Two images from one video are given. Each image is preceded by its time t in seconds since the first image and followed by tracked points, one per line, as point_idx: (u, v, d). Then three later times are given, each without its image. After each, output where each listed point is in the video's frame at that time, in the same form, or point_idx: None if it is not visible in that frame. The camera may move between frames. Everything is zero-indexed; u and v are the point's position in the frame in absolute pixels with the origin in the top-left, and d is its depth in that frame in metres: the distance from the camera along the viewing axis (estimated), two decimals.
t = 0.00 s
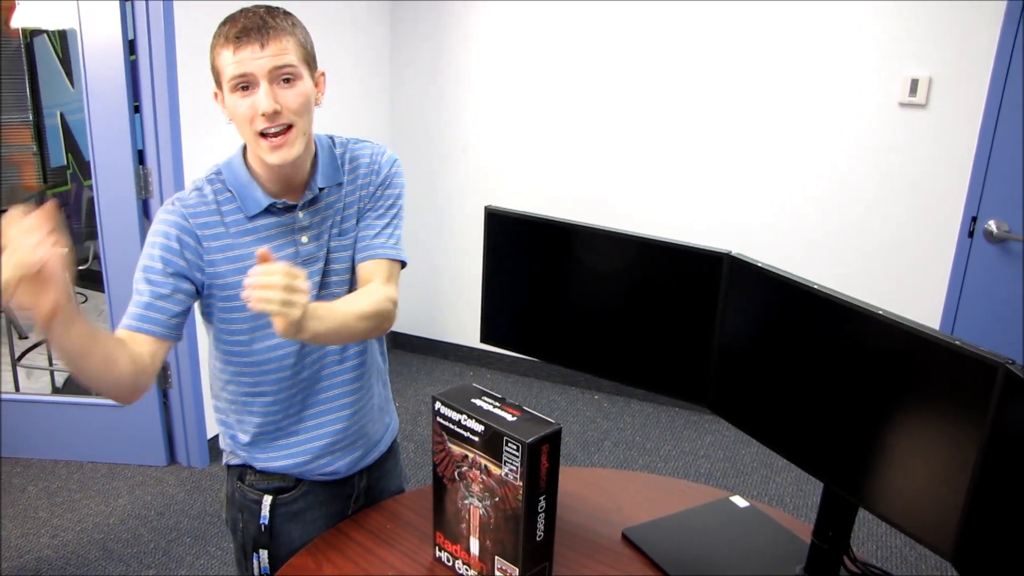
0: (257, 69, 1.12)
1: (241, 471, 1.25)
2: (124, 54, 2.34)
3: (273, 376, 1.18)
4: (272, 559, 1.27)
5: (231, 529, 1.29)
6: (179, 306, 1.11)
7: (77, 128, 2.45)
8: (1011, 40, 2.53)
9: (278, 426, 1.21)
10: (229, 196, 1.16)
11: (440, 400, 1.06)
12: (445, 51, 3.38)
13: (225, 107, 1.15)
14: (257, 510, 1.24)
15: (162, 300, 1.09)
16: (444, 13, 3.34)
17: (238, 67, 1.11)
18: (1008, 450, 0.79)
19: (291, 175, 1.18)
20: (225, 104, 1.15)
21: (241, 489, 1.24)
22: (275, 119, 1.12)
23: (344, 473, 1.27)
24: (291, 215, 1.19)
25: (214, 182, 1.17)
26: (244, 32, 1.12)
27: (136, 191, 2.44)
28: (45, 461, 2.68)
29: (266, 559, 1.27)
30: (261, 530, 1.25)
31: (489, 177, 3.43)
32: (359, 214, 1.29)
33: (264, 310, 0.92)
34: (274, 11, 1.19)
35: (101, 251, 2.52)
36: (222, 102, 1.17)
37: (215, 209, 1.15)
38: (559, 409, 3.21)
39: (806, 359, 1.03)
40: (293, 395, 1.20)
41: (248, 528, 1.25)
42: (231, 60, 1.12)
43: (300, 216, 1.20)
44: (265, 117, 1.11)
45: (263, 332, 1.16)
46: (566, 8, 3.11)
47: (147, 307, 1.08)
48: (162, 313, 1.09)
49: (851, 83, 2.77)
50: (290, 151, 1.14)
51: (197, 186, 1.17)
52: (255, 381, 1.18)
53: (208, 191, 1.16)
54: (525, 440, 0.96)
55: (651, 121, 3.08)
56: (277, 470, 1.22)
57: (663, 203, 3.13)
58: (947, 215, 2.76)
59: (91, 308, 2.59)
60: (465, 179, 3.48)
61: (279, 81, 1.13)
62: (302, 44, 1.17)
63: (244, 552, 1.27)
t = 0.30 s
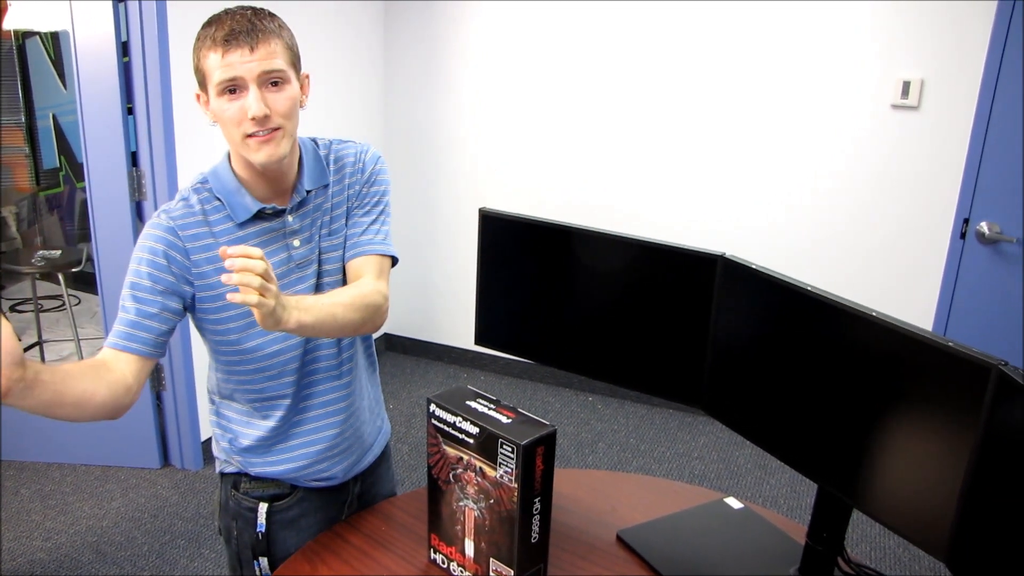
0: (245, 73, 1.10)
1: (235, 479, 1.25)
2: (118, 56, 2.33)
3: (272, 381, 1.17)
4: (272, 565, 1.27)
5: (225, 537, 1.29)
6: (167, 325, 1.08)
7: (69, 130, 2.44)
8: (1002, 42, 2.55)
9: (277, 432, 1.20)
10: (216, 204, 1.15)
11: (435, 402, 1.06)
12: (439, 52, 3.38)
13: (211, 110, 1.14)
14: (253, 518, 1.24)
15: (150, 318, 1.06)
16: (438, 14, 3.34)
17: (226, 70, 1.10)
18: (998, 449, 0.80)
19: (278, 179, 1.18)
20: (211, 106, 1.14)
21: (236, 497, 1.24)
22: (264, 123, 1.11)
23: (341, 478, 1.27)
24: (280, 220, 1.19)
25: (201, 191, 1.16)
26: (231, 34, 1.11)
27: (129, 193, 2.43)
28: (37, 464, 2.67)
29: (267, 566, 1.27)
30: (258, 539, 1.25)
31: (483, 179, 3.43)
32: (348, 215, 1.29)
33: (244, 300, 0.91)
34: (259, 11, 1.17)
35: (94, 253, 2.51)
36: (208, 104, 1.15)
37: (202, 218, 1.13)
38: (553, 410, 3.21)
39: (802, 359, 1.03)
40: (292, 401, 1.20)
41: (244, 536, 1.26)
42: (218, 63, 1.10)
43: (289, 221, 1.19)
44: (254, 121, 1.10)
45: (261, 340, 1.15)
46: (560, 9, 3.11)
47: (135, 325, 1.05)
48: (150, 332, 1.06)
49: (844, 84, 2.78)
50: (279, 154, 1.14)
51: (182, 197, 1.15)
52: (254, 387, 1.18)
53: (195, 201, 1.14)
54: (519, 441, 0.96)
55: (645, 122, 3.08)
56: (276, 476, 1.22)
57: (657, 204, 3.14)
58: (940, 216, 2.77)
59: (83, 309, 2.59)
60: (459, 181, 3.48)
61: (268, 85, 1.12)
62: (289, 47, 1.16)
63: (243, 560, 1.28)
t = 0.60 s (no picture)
0: (245, 73, 1.10)
1: (232, 479, 1.25)
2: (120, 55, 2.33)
3: (267, 381, 1.17)
4: (261, 566, 1.27)
5: (221, 536, 1.29)
6: (161, 324, 1.09)
7: (72, 129, 2.45)
8: (1005, 45, 2.55)
9: (273, 432, 1.20)
10: (211, 203, 1.15)
11: (434, 401, 1.07)
12: (441, 53, 3.38)
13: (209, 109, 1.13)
14: (249, 517, 1.24)
15: (144, 316, 1.07)
16: (441, 13, 3.34)
17: (225, 70, 1.10)
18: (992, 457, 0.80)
19: (274, 179, 1.18)
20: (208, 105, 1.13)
21: (232, 497, 1.24)
22: (263, 123, 1.11)
23: (337, 477, 1.27)
24: (274, 220, 1.19)
25: (196, 190, 1.16)
26: (231, 34, 1.10)
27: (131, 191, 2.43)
28: (38, 461, 2.67)
29: (254, 566, 1.27)
30: (252, 538, 1.25)
31: (484, 179, 3.43)
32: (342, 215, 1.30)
33: (241, 308, 0.92)
34: (258, 13, 1.17)
35: (96, 251, 2.52)
36: (206, 104, 1.14)
37: (197, 218, 1.13)
38: (553, 411, 3.21)
39: (801, 360, 1.03)
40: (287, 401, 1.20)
41: (239, 535, 1.26)
42: (218, 62, 1.10)
43: (283, 220, 1.19)
44: (253, 121, 1.10)
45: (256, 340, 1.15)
46: (562, 10, 3.11)
47: (129, 324, 1.06)
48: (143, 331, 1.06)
49: (846, 86, 2.78)
50: (278, 155, 1.13)
51: (177, 197, 1.15)
52: (248, 387, 1.18)
53: (190, 201, 1.14)
54: (518, 442, 0.96)
55: (646, 123, 3.08)
56: (273, 476, 1.22)
57: (658, 205, 3.14)
58: (942, 219, 2.77)
59: (85, 307, 2.59)
60: (460, 181, 3.48)
61: (267, 85, 1.13)
62: (288, 48, 1.16)
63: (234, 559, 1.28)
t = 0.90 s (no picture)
0: (240, 75, 1.10)
1: (230, 475, 1.25)
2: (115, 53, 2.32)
3: (262, 377, 1.17)
4: (262, 560, 1.26)
5: (219, 534, 1.28)
6: (155, 322, 1.09)
7: (67, 127, 2.45)
8: (1001, 43, 2.55)
9: (270, 428, 1.20)
10: (205, 201, 1.15)
11: (428, 399, 1.07)
12: (437, 51, 3.38)
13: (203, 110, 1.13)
14: (247, 514, 1.24)
15: (138, 314, 1.07)
16: (436, 12, 3.34)
17: (221, 71, 1.09)
18: (981, 453, 0.80)
19: (268, 181, 1.18)
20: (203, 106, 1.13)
21: (231, 493, 1.24)
22: (259, 125, 1.11)
23: (335, 473, 1.27)
24: (268, 217, 1.18)
25: (189, 188, 1.16)
26: (227, 35, 1.10)
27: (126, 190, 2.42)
28: (35, 460, 2.67)
29: (256, 561, 1.26)
30: (251, 534, 1.24)
31: (481, 177, 3.43)
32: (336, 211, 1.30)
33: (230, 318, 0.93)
34: (253, 14, 1.17)
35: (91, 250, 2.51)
36: (200, 104, 1.14)
37: (190, 216, 1.13)
38: (549, 409, 3.21)
39: (797, 359, 1.03)
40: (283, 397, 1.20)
41: (237, 532, 1.25)
42: (214, 63, 1.10)
43: (277, 217, 1.19)
44: (249, 123, 1.10)
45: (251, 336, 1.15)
46: (558, 8, 3.11)
47: (124, 321, 1.06)
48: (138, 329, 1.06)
49: (843, 85, 2.78)
50: (272, 158, 1.14)
51: (171, 195, 1.15)
52: (244, 384, 1.17)
53: (183, 198, 1.14)
54: (512, 440, 0.96)
55: (642, 121, 3.08)
56: (270, 472, 1.22)
57: (655, 203, 3.14)
58: (938, 216, 2.77)
59: (81, 306, 2.59)
60: (457, 179, 3.48)
61: (263, 86, 1.12)
62: (283, 50, 1.16)
63: (232, 556, 1.27)
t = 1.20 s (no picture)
0: (272, 54, 1.15)
1: (235, 471, 1.25)
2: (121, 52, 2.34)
3: (272, 365, 1.19)
4: (267, 557, 1.27)
5: (225, 531, 1.29)
6: (175, 304, 1.09)
7: (74, 125, 2.45)
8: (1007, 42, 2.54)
9: (276, 419, 1.21)
10: (231, 187, 1.16)
11: (433, 397, 1.07)
12: (443, 50, 3.38)
13: (234, 89, 1.17)
14: (253, 510, 1.24)
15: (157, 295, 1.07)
16: (441, 12, 3.34)
17: (254, 50, 1.15)
18: (983, 452, 0.80)
19: (291, 164, 1.20)
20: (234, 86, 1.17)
21: (236, 490, 1.24)
22: (287, 104, 1.15)
23: (340, 470, 1.27)
24: (291, 205, 1.20)
25: (215, 174, 1.17)
26: (262, 18, 1.16)
27: (132, 188, 2.44)
28: (41, 457, 2.69)
29: (261, 557, 1.27)
30: (256, 530, 1.25)
31: (486, 176, 3.43)
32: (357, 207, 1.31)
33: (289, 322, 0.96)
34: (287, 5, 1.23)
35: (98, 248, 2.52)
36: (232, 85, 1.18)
37: (214, 201, 1.14)
38: (554, 408, 3.21)
39: (797, 357, 1.04)
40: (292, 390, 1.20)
41: (243, 529, 1.26)
42: (248, 43, 1.15)
43: (299, 207, 1.20)
44: (277, 101, 1.14)
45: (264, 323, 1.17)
46: (563, 7, 3.11)
47: (145, 302, 1.06)
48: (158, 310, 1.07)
49: (849, 83, 2.77)
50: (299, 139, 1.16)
51: (195, 181, 1.16)
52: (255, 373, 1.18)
53: (208, 184, 1.15)
54: (516, 436, 0.96)
55: (647, 120, 3.08)
56: (274, 464, 1.22)
57: (660, 202, 3.14)
58: (944, 215, 2.76)
59: (88, 304, 2.60)
60: (462, 178, 3.48)
61: (292, 68, 1.17)
62: (313, 38, 1.21)
63: (238, 552, 1.27)
